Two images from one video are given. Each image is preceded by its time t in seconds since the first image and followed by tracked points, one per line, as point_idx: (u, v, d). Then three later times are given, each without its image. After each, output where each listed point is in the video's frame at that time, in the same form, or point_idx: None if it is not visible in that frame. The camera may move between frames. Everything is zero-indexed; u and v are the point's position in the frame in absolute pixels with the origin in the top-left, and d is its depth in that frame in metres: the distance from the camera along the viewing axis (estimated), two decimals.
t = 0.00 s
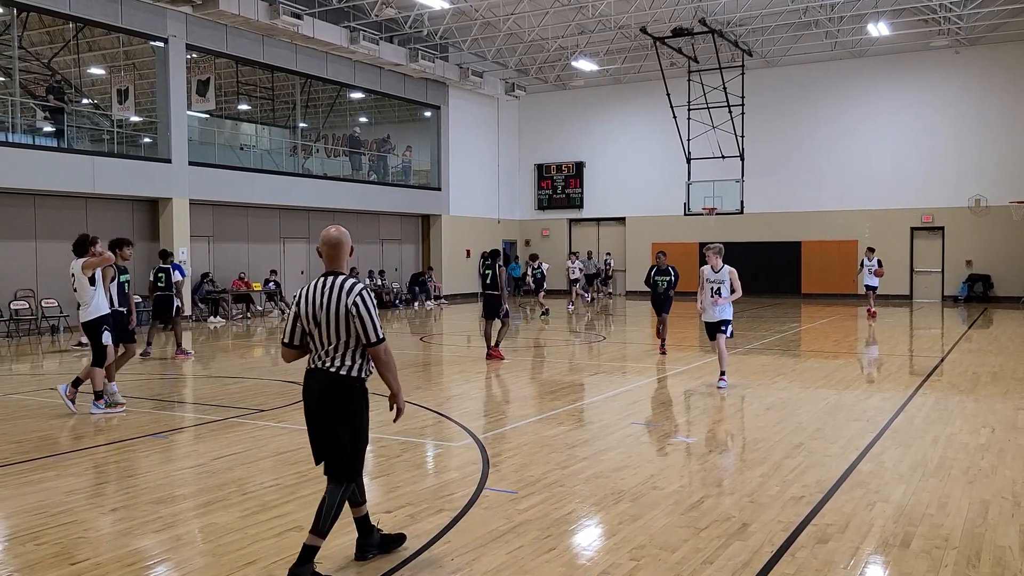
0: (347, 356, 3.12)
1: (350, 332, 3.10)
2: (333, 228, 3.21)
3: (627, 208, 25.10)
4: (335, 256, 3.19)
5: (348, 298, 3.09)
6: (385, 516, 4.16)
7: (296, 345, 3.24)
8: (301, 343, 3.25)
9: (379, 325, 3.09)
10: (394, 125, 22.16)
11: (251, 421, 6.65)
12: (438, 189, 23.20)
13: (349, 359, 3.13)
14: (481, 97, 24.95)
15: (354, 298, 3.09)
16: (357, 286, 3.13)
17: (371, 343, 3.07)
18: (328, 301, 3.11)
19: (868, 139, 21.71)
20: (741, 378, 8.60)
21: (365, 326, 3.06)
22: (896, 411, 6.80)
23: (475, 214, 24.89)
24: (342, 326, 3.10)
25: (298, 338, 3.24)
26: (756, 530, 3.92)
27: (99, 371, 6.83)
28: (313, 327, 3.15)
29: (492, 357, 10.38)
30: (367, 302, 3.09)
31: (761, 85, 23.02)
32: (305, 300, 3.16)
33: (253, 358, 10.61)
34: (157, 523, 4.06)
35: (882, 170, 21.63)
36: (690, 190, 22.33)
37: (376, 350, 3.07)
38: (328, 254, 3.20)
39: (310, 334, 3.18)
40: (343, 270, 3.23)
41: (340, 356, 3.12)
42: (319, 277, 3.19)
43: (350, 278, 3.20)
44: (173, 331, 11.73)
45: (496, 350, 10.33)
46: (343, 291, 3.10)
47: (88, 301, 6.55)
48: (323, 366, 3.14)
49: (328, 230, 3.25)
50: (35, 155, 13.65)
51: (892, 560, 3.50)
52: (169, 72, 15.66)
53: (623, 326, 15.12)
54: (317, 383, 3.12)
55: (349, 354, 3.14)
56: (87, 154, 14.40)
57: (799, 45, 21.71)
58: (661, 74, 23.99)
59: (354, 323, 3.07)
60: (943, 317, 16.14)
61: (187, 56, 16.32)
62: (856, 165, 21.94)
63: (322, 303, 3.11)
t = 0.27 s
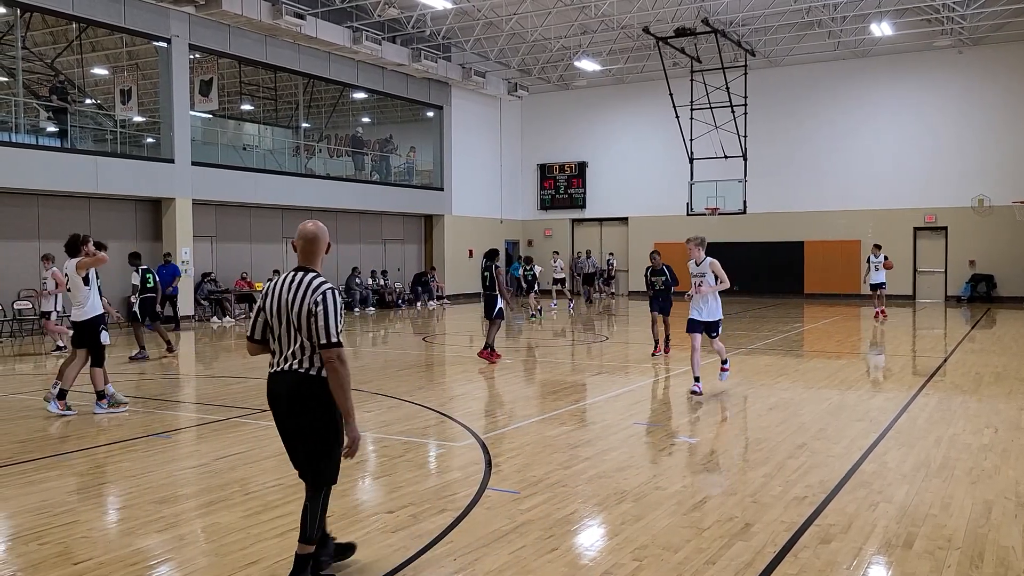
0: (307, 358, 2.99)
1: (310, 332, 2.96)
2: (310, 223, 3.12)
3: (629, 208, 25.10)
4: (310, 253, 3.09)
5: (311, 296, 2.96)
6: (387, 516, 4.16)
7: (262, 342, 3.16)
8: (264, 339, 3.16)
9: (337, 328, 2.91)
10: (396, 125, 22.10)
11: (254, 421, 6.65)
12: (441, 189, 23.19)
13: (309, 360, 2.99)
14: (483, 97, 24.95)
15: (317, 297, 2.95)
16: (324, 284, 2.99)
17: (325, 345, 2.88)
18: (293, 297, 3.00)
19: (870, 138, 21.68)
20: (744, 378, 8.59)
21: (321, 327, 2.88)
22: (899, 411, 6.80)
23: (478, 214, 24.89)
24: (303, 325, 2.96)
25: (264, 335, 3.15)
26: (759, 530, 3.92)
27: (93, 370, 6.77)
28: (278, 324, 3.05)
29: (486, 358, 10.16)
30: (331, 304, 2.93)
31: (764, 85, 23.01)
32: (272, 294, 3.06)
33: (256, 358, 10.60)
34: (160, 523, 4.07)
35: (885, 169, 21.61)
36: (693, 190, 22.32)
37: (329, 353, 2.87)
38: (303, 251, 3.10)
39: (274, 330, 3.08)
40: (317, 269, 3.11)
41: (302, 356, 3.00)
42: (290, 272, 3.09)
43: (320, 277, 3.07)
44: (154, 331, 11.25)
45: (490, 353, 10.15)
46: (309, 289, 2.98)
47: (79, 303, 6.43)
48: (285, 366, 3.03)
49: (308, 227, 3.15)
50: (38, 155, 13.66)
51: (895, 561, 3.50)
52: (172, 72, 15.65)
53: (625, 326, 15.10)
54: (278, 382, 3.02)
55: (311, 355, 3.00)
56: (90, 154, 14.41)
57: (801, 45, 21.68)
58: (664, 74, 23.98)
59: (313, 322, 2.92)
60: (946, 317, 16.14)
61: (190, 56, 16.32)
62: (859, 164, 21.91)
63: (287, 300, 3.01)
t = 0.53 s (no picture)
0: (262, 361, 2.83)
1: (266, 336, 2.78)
2: (273, 221, 2.93)
3: (632, 208, 25.09)
4: (271, 253, 2.90)
5: (267, 298, 2.79)
6: (391, 516, 4.17)
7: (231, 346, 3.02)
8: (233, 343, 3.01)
9: (291, 330, 2.73)
10: (400, 125, 22.23)
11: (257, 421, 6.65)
12: (443, 189, 23.19)
13: (264, 364, 2.83)
14: (486, 97, 24.95)
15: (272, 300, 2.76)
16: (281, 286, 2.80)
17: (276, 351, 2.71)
18: (250, 300, 2.83)
19: (873, 138, 21.65)
20: (747, 378, 8.59)
21: (273, 329, 2.72)
22: (902, 411, 6.79)
23: (481, 215, 24.90)
24: (258, 328, 2.80)
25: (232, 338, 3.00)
26: (762, 530, 3.92)
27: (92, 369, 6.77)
28: (238, 328, 2.89)
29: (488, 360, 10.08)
30: (287, 305, 2.76)
31: (767, 85, 22.98)
32: (233, 296, 2.90)
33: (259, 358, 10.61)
34: (163, 523, 4.07)
35: (888, 169, 21.58)
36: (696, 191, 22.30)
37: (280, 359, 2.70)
38: (265, 250, 2.91)
39: (235, 335, 2.92)
40: (280, 270, 2.93)
41: (259, 360, 2.84)
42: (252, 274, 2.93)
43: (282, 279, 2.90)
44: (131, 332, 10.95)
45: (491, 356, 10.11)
46: (265, 290, 2.81)
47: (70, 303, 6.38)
48: (244, 370, 2.87)
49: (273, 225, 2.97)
50: (42, 155, 13.67)
51: (898, 561, 3.49)
52: (175, 72, 15.67)
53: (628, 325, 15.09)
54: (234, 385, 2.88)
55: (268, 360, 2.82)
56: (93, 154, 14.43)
57: (804, 45, 21.65)
58: (666, 74, 23.97)
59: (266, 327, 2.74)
60: (949, 317, 16.12)
61: (194, 56, 16.35)
62: (862, 164, 21.89)
63: (245, 302, 2.84)
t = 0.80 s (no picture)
0: (218, 366, 2.68)
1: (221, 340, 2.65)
2: (219, 221, 2.79)
3: (635, 208, 25.08)
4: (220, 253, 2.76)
5: (219, 300, 2.65)
6: (393, 516, 4.17)
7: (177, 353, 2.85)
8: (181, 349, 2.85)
9: (249, 332, 2.61)
10: (403, 125, 22.43)
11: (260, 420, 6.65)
12: (446, 189, 23.19)
13: (220, 370, 2.69)
14: (489, 97, 24.95)
15: (227, 301, 2.63)
16: (234, 286, 2.67)
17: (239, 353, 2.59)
18: (201, 304, 2.68)
19: (877, 137, 21.63)
20: (750, 378, 8.58)
21: (231, 332, 2.59)
22: (906, 411, 6.78)
23: (484, 215, 24.90)
24: (212, 333, 2.65)
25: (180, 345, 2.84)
26: (765, 530, 3.92)
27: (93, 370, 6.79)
28: (189, 334, 2.73)
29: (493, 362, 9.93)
30: (243, 306, 2.63)
31: (770, 85, 22.97)
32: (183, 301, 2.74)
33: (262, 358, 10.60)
34: (166, 522, 4.08)
35: (891, 169, 21.55)
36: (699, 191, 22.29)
37: (244, 361, 2.58)
38: (213, 251, 2.77)
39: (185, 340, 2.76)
40: (232, 269, 2.79)
41: (214, 365, 2.69)
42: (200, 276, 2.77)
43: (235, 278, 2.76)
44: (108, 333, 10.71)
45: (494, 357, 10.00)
46: (217, 292, 2.66)
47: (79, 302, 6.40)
48: (198, 378, 2.72)
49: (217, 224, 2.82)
50: (45, 155, 13.70)
51: (902, 561, 3.49)
52: (178, 72, 15.69)
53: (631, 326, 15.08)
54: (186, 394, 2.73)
55: (224, 365, 2.69)
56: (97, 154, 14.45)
57: (807, 44, 21.62)
58: (669, 73, 23.96)
59: (223, 329, 2.61)
60: (953, 317, 16.09)
61: (197, 56, 16.38)
62: (866, 163, 21.85)
63: (195, 306, 2.69)
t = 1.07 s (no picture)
0: (184, 369, 2.59)
1: (187, 340, 2.57)
2: (170, 217, 2.70)
3: (637, 208, 25.07)
4: (172, 252, 2.67)
5: (181, 299, 2.57)
6: (395, 515, 4.16)
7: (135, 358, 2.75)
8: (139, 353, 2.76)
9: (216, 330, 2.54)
10: (403, 125, 22.22)
11: (261, 420, 6.65)
12: (448, 189, 23.18)
13: (186, 371, 2.60)
14: (491, 96, 24.96)
15: (189, 299, 2.56)
16: (195, 283, 2.60)
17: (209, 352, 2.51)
18: (162, 303, 2.60)
19: (879, 137, 21.61)
20: (751, 378, 8.57)
21: (198, 332, 2.52)
22: (908, 411, 6.77)
23: (486, 214, 24.90)
24: (176, 333, 2.58)
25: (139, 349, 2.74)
26: (767, 530, 3.91)
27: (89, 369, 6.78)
28: (150, 337, 2.65)
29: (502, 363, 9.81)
30: (206, 303, 2.57)
31: (772, 85, 22.95)
32: (141, 303, 2.66)
33: (264, 358, 10.59)
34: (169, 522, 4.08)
35: (893, 168, 21.53)
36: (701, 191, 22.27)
37: (213, 360, 2.50)
38: (165, 250, 2.68)
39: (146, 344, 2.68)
40: (188, 267, 2.71)
41: (178, 368, 2.60)
42: (155, 277, 2.68)
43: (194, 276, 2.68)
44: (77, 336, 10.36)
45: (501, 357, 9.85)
46: (178, 291, 2.58)
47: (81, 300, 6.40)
48: (162, 381, 2.63)
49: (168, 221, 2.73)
50: (47, 154, 13.72)
51: (904, 561, 3.48)
52: (181, 72, 15.70)
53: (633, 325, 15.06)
54: (151, 398, 2.64)
55: (189, 366, 2.60)
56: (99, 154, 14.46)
57: (809, 44, 21.60)
58: (671, 73, 23.95)
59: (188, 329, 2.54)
60: (955, 316, 16.07)
61: (199, 56, 16.38)
62: (868, 163, 21.83)
63: (156, 306, 2.61)
